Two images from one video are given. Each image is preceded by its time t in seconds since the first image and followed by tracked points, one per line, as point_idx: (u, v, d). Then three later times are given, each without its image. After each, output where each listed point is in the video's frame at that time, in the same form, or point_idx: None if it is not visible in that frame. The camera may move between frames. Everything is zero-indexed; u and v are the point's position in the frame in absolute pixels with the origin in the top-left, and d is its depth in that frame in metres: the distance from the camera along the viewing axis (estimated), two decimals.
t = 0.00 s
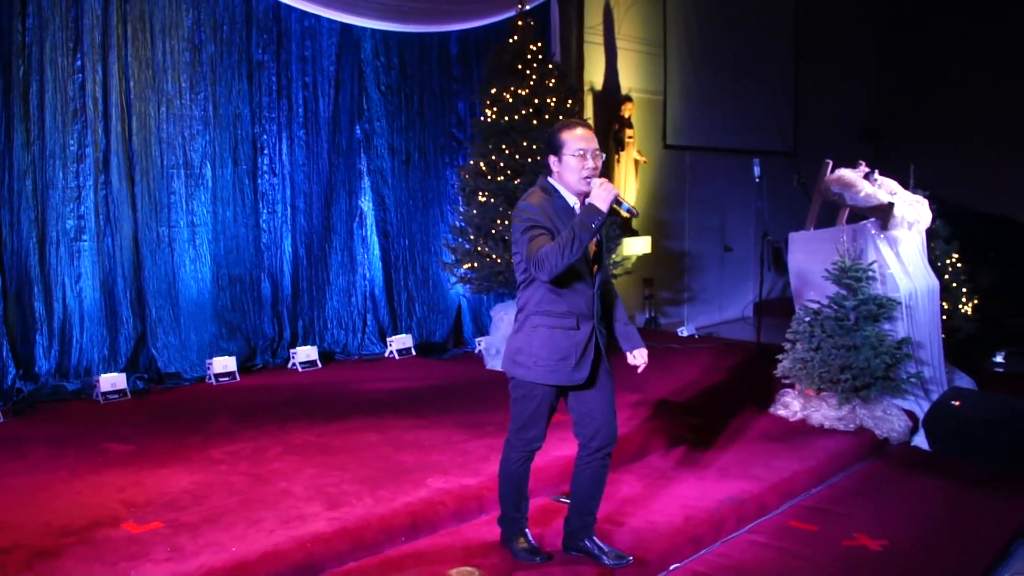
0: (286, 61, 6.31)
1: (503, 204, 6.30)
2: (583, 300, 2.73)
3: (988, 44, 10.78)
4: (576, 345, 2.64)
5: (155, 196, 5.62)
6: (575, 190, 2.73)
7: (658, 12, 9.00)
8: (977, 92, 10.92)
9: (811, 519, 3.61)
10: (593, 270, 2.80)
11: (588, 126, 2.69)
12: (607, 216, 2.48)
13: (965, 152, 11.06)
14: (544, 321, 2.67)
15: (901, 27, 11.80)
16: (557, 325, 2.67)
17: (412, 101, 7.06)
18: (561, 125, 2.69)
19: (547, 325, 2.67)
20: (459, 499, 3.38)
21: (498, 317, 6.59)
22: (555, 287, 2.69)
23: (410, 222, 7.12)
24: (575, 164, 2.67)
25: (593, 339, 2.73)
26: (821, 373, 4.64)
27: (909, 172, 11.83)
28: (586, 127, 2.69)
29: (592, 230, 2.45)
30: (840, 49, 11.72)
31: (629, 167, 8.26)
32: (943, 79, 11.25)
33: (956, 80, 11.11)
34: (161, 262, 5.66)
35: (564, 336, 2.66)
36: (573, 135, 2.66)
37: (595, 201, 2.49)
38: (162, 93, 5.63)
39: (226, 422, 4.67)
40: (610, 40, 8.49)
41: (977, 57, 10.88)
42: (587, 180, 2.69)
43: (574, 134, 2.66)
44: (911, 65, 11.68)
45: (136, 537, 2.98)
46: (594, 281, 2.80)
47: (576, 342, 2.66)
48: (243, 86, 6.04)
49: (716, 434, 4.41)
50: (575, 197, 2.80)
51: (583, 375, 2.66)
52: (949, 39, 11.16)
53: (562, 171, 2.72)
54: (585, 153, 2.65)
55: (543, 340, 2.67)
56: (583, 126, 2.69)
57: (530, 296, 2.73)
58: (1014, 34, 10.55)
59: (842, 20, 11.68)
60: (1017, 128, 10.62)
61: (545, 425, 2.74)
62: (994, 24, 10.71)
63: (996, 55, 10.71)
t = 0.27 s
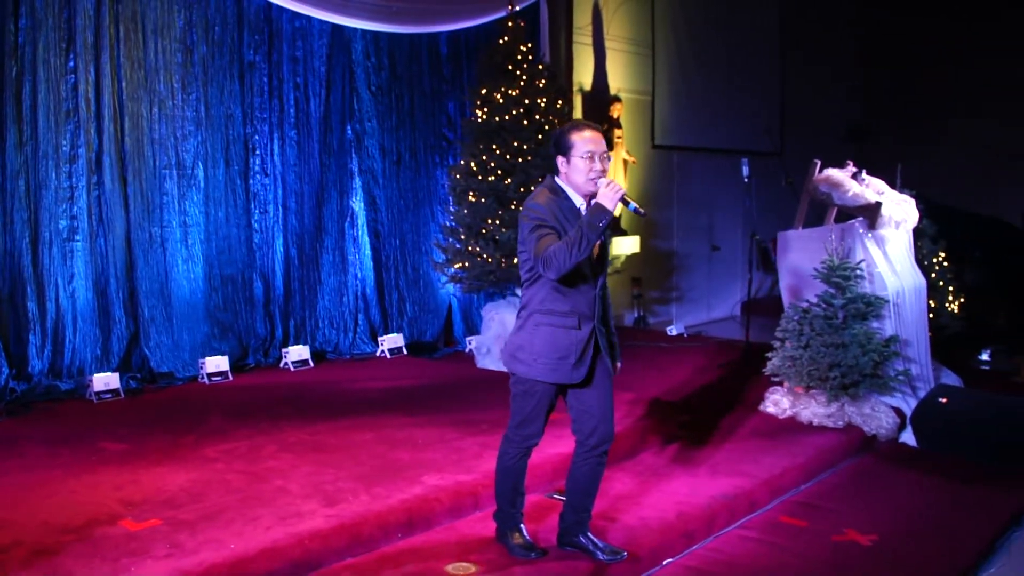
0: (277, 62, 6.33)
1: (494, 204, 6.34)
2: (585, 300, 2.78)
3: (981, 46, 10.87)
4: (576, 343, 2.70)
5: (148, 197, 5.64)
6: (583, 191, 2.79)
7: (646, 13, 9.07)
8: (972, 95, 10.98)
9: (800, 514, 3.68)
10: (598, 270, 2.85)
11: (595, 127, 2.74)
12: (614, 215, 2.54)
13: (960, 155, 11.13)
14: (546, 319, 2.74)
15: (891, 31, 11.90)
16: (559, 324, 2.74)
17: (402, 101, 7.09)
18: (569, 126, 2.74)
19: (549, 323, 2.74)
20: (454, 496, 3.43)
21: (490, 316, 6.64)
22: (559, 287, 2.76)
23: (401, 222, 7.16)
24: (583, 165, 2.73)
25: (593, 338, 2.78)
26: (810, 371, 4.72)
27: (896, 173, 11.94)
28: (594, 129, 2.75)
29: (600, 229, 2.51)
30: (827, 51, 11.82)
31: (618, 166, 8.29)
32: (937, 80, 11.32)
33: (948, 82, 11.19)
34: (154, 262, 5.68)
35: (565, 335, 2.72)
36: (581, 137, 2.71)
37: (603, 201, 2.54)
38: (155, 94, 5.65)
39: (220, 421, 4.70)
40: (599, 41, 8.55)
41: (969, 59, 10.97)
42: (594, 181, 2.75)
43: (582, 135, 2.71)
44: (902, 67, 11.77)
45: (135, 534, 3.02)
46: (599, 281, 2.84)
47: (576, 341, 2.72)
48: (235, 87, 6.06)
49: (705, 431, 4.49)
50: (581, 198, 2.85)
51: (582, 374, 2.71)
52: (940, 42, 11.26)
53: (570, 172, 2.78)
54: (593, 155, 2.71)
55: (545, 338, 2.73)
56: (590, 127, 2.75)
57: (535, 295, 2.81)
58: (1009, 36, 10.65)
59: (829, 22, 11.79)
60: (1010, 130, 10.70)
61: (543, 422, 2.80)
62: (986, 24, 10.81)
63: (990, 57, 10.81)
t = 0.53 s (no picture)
0: (270, 61, 6.35)
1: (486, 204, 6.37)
2: (592, 293, 2.83)
3: (976, 46, 10.98)
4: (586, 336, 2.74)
5: (142, 197, 5.65)
6: (587, 185, 2.83)
7: (637, 13, 9.12)
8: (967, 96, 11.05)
9: (792, 510, 3.73)
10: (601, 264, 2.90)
11: (596, 123, 2.78)
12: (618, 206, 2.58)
13: (956, 155, 11.18)
14: (555, 313, 2.77)
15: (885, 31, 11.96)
16: (568, 317, 2.77)
17: (394, 101, 7.11)
18: (570, 122, 2.78)
19: (559, 317, 2.76)
20: (451, 493, 3.47)
21: (483, 315, 6.68)
22: (566, 280, 2.79)
23: (394, 221, 7.18)
24: (585, 160, 2.77)
25: (601, 332, 2.82)
26: (801, 368, 4.78)
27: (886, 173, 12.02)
28: (595, 124, 2.79)
29: (604, 220, 2.55)
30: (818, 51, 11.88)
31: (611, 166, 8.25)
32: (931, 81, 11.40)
33: (943, 83, 11.27)
34: (148, 262, 5.69)
35: (575, 328, 2.75)
36: (583, 132, 2.75)
37: (607, 192, 2.58)
38: (148, 94, 5.65)
39: (215, 420, 4.71)
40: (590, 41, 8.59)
41: (964, 60, 11.06)
42: (597, 175, 2.79)
43: (584, 130, 2.75)
44: (897, 68, 11.81)
45: (134, 532, 3.03)
46: (602, 275, 2.89)
47: (585, 334, 2.76)
48: (228, 87, 6.07)
49: (697, 429, 4.54)
50: (584, 192, 2.88)
51: (591, 367, 2.75)
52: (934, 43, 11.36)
53: (573, 167, 2.82)
54: (595, 149, 2.75)
55: (555, 332, 2.75)
56: (592, 123, 2.79)
57: (542, 289, 2.83)
58: (1004, 37, 10.74)
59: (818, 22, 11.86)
60: (1005, 131, 10.77)
61: (550, 419, 2.81)
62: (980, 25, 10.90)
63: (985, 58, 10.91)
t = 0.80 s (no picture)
0: (264, 62, 6.35)
1: (480, 203, 6.40)
2: (597, 287, 2.85)
3: (975, 46, 11.03)
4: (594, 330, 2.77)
5: (136, 197, 5.65)
6: (589, 180, 2.86)
7: (627, 13, 9.17)
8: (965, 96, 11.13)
9: (785, 506, 3.78)
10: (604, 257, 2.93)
11: (596, 121, 2.83)
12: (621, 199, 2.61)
13: (954, 155, 11.25)
14: (564, 308, 2.78)
15: (886, 31, 11.90)
16: (576, 312, 2.78)
17: (387, 101, 7.13)
18: (571, 119, 2.83)
19: (567, 312, 2.78)
20: (448, 490, 3.50)
21: (477, 315, 6.73)
22: (571, 275, 2.81)
23: (386, 221, 7.19)
24: (586, 156, 2.81)
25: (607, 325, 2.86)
26: (793, 366, 4.85)
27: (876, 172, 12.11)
28: (594, 122, 2.84)
29: (608, 213, 2.58)
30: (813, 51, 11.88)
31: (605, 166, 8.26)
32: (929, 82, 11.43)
33: (943, 83, 11.32)
34: (142, 262, 5.69)
35: (583, 322, 2.78)
36: (583, 129, 2.80)
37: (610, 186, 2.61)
38: (142, 94, 5.66)
39: (210, 419, 4.73)
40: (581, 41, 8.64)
41: (964, 60, 11.12)
42: (598, 170, 2.83)
43: (584, 128, 2.80)
44: (897, 69, 11.79)
45: (134, 530, 3.05)
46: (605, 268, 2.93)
47: (593, 328, 2.79)
48: (221, 88, 6.08)
49: (690, 426, 4.59)
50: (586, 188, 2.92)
51: (600, 361, 2.79)
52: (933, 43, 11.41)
53: (575, 163, 2.85)
54: (596, 145, 2.79)
55: (565, 327, 2.77)
56: (592, 120, 2.84)
57: (548, 286, 2.84)
58: (1005, 37, 10.80)
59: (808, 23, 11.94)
60: (1002, 131, 10.85)
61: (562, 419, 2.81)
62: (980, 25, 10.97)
63: (984, 58, 10.97)
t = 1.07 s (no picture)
0: (258, 62, 6.37)
1: (474, 203, 6.43)
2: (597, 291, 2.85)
3: (976, 46, 11.02)
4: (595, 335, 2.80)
5: (131, 196, 5.66)
6: (595, 180, 2.89)
7: (619, 13, 9.21)
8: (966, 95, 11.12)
9: (779, 502, 3.84)
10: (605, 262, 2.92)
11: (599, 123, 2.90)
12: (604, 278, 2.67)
13: (954, 155, 11.25)
14: (563, 316, 2.82)
15: (885, 31, 11.88)
16: (575, 318, 2.82)
17: (380, 100, 7.15)
18: (575, 121, 2.89)
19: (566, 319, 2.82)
20: (447, 487, 3.54)
21: (471, 314, 6.77)
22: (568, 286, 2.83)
23: (380, 221, 7.22)
24: (592, 155, 2.85)
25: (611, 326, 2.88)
26: (785, 364, 4.89)
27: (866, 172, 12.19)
28: (598, 124, 2.90)
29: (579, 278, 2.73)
30: (804, 51, 11.95)
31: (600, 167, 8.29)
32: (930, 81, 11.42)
33: (943, 83, 11.30)
34: (137, 262, 5.70)
35: (583, 328, 2.81)
36: (588, 130, 2.86)
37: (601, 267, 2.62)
38: (137, 94, 5.66)
39: (207, 418, 4.75)
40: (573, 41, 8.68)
41: (964, 60, 11.11)
42: (603, 169, 2.86)
43: (589, 129, 2.86)
44: (897, 68, 11.76)
45: (135, 528, 3.07)
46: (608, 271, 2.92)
47: (594, 332, 2.82)
48: (216, 88, 6.09)
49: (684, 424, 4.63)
50: (589, 193, 2.92)
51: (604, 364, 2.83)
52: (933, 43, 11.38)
53: (580, 164, 2.88)
54: (600, 144, 2.84)
55: (565, 333, 2.81)
56: (595, 123, 2.90)
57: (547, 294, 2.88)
58: (1004, 37, 10.81)
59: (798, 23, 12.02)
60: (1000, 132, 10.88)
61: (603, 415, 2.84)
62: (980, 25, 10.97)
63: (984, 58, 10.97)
